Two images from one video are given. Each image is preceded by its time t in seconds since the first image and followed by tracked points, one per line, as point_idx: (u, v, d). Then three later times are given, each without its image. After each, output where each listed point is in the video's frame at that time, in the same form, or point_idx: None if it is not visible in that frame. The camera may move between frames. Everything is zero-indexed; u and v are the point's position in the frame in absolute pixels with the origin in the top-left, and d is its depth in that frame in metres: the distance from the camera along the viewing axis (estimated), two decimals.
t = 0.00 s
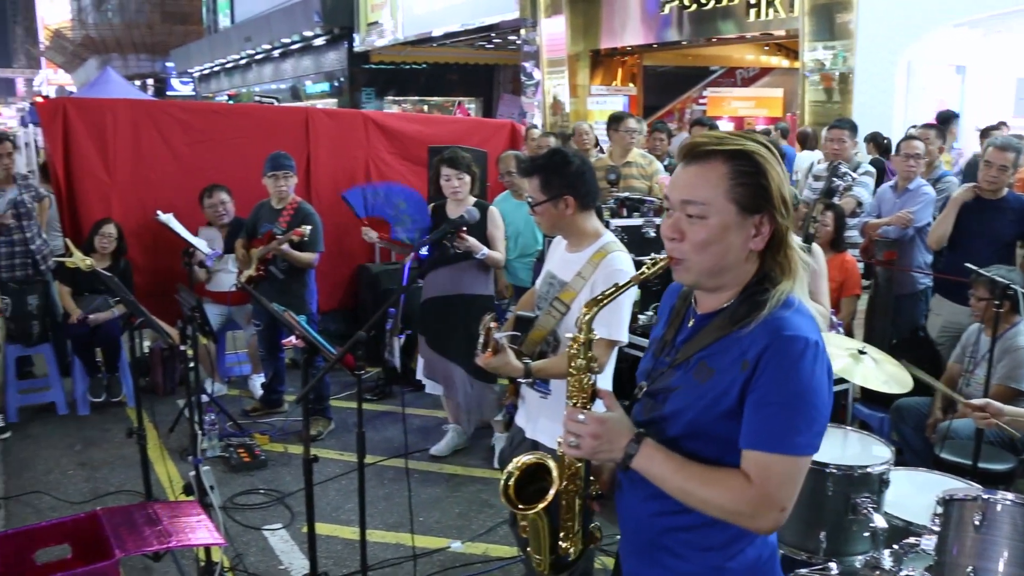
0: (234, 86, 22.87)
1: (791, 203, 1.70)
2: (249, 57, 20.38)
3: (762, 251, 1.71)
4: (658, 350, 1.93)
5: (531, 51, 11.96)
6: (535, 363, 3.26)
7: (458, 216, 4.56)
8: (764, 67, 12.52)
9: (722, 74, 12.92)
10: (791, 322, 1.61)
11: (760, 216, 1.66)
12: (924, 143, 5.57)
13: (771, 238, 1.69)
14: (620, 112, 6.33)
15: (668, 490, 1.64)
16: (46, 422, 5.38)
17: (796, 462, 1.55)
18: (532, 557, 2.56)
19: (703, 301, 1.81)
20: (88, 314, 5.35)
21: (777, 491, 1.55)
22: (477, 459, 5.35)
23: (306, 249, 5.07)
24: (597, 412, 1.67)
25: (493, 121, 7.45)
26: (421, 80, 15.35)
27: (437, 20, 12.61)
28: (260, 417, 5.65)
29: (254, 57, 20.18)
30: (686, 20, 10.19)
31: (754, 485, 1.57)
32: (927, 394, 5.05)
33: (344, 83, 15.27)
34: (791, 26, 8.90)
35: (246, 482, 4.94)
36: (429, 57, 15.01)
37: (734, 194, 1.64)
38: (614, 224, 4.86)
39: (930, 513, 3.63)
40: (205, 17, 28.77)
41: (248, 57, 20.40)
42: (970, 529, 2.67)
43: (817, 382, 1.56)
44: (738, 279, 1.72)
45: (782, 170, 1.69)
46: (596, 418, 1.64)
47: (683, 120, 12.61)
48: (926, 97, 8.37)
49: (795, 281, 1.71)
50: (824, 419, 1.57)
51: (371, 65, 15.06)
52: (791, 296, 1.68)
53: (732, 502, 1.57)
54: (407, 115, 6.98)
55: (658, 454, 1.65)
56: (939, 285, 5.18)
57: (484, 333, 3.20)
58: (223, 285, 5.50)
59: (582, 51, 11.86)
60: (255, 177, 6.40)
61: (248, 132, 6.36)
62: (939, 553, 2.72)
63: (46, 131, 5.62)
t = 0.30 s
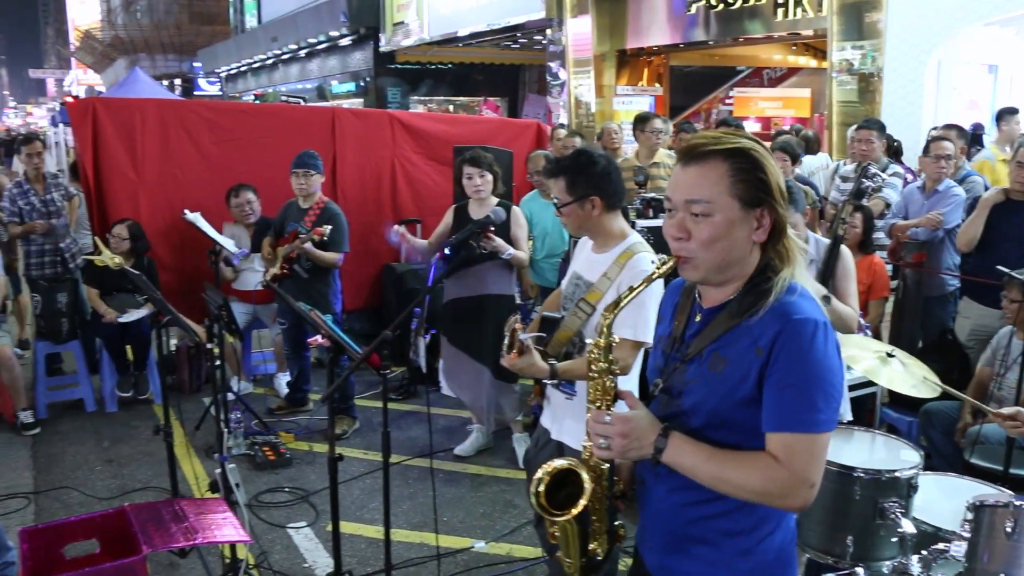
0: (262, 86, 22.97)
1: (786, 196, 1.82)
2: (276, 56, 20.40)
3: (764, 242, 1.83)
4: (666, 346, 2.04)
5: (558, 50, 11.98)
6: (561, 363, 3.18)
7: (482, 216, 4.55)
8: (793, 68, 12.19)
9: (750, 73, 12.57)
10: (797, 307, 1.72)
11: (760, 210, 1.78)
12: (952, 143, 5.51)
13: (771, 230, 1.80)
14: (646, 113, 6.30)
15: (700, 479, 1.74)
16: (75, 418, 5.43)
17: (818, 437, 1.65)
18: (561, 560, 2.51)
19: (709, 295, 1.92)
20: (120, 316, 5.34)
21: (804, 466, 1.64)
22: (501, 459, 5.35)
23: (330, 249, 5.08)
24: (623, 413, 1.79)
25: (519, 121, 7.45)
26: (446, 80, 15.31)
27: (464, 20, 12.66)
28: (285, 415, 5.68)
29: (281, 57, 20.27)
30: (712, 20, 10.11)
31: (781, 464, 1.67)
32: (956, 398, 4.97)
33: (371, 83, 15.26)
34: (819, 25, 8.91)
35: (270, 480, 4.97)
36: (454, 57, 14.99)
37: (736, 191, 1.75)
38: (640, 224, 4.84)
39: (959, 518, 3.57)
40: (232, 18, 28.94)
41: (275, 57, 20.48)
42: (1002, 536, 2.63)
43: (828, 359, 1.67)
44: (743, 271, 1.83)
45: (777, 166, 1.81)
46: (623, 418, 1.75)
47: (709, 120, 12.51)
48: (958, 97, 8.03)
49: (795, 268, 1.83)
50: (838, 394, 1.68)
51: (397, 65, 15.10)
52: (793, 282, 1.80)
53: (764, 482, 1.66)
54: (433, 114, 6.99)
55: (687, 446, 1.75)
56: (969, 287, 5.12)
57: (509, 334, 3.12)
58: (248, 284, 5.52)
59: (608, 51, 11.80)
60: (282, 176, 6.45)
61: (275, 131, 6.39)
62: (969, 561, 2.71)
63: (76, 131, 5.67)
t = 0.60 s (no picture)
0: (289, 86, 23.07)
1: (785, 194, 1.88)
2: (303, 57, 20.46)
3: (766, 240, 1.89)
4: (681, 346, 2.10)
5: (584, 52, 11.94)
6: (587, 366, 3.14)
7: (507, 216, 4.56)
8: (819, 69, 12.25)
9: (776, 75, 12.60)
10: (801, 298, 1.78)
11: (762, 210, 1.84)
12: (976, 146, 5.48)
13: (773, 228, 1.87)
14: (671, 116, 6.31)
15: (723, 471, 1.77)
16: (106, 414, 5.51)
17: (835, 420, 1.68)
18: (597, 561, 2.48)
19: (718, 294, 1.98)
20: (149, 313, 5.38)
21: (824, 449, 1.68)
22: (526, 458, 5.37)
23: (355, 248, 5.11)
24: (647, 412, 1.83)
25: (545, 123, 7.48)
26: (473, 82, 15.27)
27: (490, 22, 12.60)
28: (312, 413, 5.74)
29: (308, 58, 20.34)
30: (739, 21, 10.05)
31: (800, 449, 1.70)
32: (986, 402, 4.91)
33: (398, 84, 15.26)
34: (846, 26, 8.87)
35: (297, 477, 5.02)
36: (481, 57, 14.93)
37: (738, 194, 1.81)
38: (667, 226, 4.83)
39: (987, 523, 3.53)
40: (259, 19, 29.09)
41: (302, 57, 20.55)
42: None
43: (836, 345, 1.72)
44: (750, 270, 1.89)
45: (773, 167, 1.87)
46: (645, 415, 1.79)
47: (736, 122, 12.46)
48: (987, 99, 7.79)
49: (796, 261, 1.90)
50: (848, 377, 1.72)
51: (425, 66, 15.01)
52: (796, 276, 1.86)
53: (788, 468, 1.69)
54: (460, 115, 7.03)
55: (710, 440, 1.80)
56: (999, 291, 5.08)
57: (535, 335, 3.06)
58: (276, 283, 5.58)
59: (635, 53, 11.57)
60: (310, 176, 6.51)
61: (304, 131, 6.45)
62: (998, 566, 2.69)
63: (109, 131, 5.76)
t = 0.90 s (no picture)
0: (315, 86, 23.10)
1: (790, 193, 1.85)
2: (331, 57, 20.50)
3: (774, 238, 1.86)
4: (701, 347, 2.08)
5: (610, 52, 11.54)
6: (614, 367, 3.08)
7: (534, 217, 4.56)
8: (848, 69, 12.12)
9: (804, 76, 12.43)
10: (808, 291, 1.75)
11: (765, 207, 1.81)
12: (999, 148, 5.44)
13: (778, 226, 1.84)
14: (697, 115, 6.29)
15: (728, 463, 1.76)
16: (134, 410, 5.56)
17: (839, 411, 1.64)
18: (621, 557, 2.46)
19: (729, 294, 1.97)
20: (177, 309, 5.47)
21: (827, 440, 1.64)
22: (551, 459, 5.37)
23: (381, 248, 5.12)
24: (653, 403, 1.83)
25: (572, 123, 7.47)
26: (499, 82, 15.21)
27: (516, 22, 12.47)
28: (339, 411, 5.77)
29: (335, 58, 20.33)
30: (768, 20, 9.93)
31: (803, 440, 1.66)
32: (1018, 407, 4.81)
33: (425, 84, 15.23)
34: (877, 26, 8.75)
35: (323, 475, 5.04)
36: (508, 57, 14.85)
37: (738, 193, 1.80)
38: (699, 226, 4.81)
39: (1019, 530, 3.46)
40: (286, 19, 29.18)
41: (330, 58, 20.56)
42: None
43: (841, 336, 1.68)
44: (756, 269, 1.86)
45: (777, 165, 1.85)
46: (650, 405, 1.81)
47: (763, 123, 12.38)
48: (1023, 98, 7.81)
49: (806, 258, 1.86)
50: (855, 369, 1.67)
51: (451, 66, 14.96)
52: (804, 271, 1.82)
53: (788, 457, 1.67)
54: (487, 115, 7.04)
55: (714, 430, 1.79)
56: None
57: (563, 335, 2.99)
58: (304, 281, 5.65)
59: (662, 52, 11.56)
60: (338, 176, 6.54)
61: (332, 130, 6.48)
62: None
63: (139, 130, 5.81)
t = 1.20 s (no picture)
0: (335, 86, 23.15)
1: (798, 192, 1.84)
2: (351, 57, 20.53)
3: (784, 236, 1.84)
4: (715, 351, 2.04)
5: (631, 52, 11.59)
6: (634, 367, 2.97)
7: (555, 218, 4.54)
8: (870, 69, 12.05)
9: (826, 76, 12.34)
10: (823, 286, 1.72)
11: (772, 205, 1.80)
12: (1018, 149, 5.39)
13: (786, 223, 1.82)
14: (718, 115, 6.26)
15: (748, 461, 1.71)
16: (155, 408, 5.60)
17: (858, 403, 1.61)
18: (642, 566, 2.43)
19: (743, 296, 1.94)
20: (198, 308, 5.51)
21: (848, 433, 1.60)
22: (570, 459, 5.36)
23: (400, 247, 5.13)
24: (672, 403, 1.79)
25: (592, 123, 7.43)
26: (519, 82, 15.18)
27: (537, 21, 12.44)
28: (357, 410, 5.78)
29: (355, 58, 20.37)
30: (789, 20, 9.87)
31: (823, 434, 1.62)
32: None
33: (445, 84, 15.23)
34: (900, 25, 8.67)
35: (341, 474, 5.06)
36: (529, 57, 14.83)
37: (744, 190, 1.79)
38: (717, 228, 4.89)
39: None
40: (307, 20, 29.29)
41: (350, 58, 20.60)
42: None
43: (858, 328, 1.65)
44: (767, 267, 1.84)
45: (783, 164, 1.83)
46: (668, 404, 1.78)
47: (783, 124, 12.31)
48: None
49: (817, 256, 1.84)
50: (873, 361, 1.64)
51: (472, 66, 14.96)
52: (816, 268, 1.80)
53: (810, 451, 1.62)
54: (507, 115, 7.04)
55: (733, 428, 1.74)
56: None
57: (583, 335, 2.82)
58: (324, 279, 5.69)
59: (682, 52, 11.51)
60: (359, 175, 6.56)
61: (352, 129, 6.50)
62: None
63: (161, 130, 5.86)
